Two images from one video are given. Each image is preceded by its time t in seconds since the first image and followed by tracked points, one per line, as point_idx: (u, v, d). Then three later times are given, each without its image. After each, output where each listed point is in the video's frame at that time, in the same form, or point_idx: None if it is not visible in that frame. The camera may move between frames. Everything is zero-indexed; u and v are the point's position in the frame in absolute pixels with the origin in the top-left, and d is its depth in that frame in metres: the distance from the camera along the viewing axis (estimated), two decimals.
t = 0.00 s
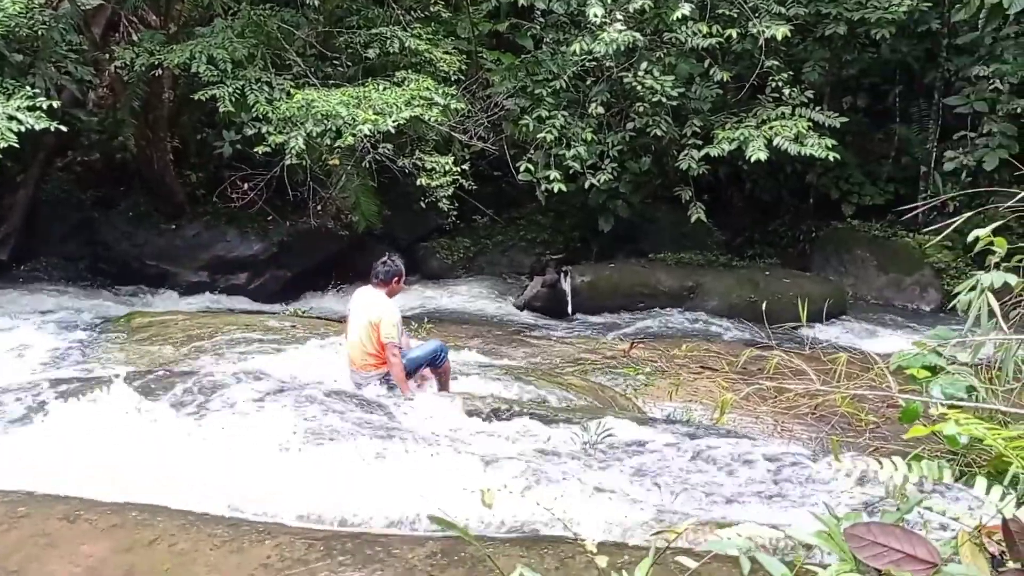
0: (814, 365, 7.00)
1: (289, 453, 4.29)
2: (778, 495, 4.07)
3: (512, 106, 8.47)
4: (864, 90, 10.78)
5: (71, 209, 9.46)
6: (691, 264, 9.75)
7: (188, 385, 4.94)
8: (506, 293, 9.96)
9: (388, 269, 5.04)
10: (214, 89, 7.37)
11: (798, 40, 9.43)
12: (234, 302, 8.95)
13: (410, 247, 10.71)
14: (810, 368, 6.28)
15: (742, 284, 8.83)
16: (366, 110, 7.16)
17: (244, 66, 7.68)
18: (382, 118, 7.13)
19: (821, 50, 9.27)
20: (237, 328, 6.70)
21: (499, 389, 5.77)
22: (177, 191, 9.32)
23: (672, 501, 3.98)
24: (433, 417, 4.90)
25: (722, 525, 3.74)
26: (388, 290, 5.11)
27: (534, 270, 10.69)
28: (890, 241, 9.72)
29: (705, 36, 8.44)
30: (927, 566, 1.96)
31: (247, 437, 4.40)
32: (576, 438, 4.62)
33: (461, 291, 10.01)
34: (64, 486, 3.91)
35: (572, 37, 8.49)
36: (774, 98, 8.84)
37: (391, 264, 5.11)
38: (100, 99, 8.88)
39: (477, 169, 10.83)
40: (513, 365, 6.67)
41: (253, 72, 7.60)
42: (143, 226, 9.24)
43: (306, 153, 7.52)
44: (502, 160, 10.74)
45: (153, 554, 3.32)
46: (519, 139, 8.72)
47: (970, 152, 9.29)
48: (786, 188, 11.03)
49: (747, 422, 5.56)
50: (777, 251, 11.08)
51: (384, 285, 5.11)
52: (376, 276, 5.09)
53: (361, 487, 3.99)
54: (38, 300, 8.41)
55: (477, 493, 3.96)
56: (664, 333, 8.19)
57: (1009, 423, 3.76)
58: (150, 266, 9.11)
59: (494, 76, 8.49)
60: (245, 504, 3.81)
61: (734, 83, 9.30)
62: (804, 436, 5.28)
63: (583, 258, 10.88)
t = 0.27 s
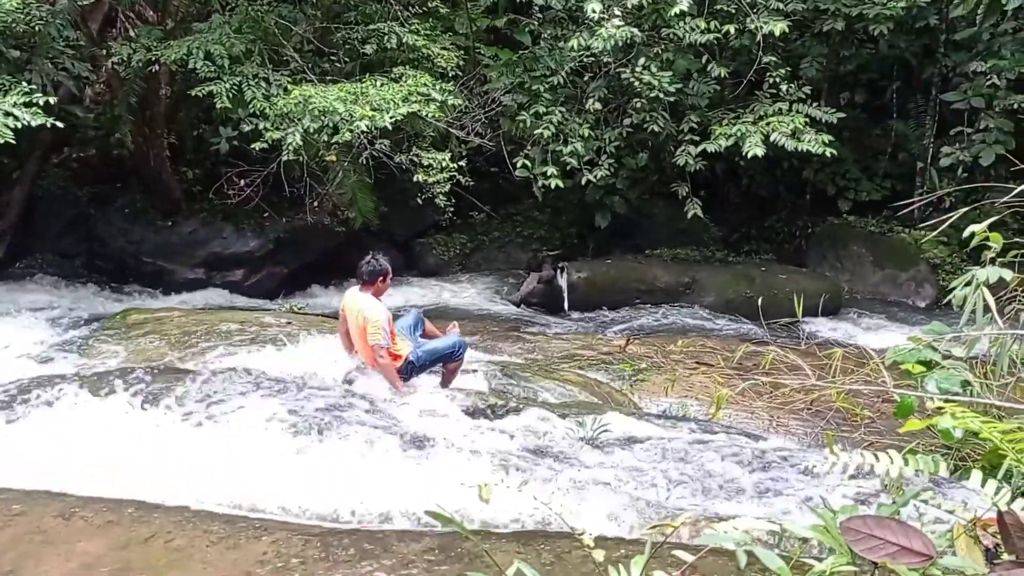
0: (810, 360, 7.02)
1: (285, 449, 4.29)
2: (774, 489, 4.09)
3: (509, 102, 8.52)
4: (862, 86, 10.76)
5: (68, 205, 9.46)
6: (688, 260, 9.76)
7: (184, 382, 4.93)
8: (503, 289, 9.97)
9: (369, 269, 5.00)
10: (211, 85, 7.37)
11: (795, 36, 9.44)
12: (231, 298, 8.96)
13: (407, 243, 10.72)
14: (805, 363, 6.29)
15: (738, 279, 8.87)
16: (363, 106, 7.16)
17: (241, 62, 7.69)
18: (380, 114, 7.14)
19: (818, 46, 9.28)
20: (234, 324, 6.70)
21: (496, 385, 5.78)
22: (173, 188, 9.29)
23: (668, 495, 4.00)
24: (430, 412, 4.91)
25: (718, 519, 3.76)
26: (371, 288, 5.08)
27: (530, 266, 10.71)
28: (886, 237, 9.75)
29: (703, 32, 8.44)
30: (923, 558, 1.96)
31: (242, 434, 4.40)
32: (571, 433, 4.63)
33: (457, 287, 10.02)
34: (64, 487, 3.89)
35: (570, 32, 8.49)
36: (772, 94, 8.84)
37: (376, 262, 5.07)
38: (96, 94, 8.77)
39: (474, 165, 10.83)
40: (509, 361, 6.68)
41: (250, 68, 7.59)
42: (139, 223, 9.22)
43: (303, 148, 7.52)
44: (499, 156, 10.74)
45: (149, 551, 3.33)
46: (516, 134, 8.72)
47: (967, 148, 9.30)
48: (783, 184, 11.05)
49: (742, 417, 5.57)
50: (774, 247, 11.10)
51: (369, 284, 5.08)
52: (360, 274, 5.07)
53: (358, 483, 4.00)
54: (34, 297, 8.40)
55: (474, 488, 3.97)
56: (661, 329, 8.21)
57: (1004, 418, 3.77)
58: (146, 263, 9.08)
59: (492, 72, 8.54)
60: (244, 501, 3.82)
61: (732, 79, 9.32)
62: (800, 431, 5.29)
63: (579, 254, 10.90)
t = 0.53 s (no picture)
0: (809, 353, 7.04)
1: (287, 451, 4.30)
2: (778, 482, 4.10)
3: (501, 101, 8.46)
4: (852, 79, 10.81)
5: (62, 213, 9.44)
6: (684, 256, 9.78)
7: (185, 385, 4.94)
8: (500, 288, 9.97)
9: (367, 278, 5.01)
10: (202, 89, 7.35)
11: (785, 30, 9.46)
12: (228, 303, 8.95)
13: (402, 244, 10.74)
14: (804, 356, 6.31)
15: (735, 274, 8.89)
16: (356, 108, 7.16)
17: (233, 66, 7.68)
18: (373, 116, 7.13)
19: (808, 40, 9.31)
20: (232, 329, 6.69)
21: (497, 384, 5.78)
22: (167, 193, 9.25)
23: (673, 490, 4.02)
24: (432, 413, 4.90)
25: (723, 512, 3.77)
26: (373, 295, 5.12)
27: (526, 265, 10.72)
28: (881, 228, 9.78)
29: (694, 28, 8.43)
30: (929, 546, 1.99)
31: (244, 437, 4.41)
32: (574, 431, 4.63)
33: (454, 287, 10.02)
34: (62, 486, 3.94)
35: (561, 31, 8.50)
36: (763, 88, 8.88)
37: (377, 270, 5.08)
38: (88, 101, 8.84)
39: (468, 165, 10.83)
40: (509, 360, 6.68)
41: (241, 72, 7.59)
42: (134, 229, 9.18)
43: (297, 152, 7.51)
44: (493, 156, 10.74)
45: (157, 555, 3.33)
46: (509, 133, 8.71)
47: (959, 138, 9.34)
48: (776, 177, 11.09)
49: (743, 411, 5.58)
50: (769, 241, 11.12)
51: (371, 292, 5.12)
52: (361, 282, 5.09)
53: (363, 484, 4.00)
54: (30, 305, 8.39)
55: (480, 486, 3.97)
56: (659, 325, 8.22)
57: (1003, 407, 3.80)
58: (142, 269, 9.06)
59: (483, 72, 8.54)
60: (248, 504, 3.82)
61: (723, 74, 9.34)
62: (800, 424, 5.30)
63: (575, 252, 10.91)
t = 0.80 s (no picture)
0: (805, 344, 7.06)
1: (287, 452, 4.30)
2: (778, 473, 4.11)
3: (494, 98, 8.46)
4: (844, 69, 10.75)
5: (56, 218, 9.43)
6: (679, 249, 9.79)
7: (184, 387, 4.94)
8: (496, 285, 9.98)
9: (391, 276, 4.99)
10: (194, 91, 7.34)
11: (776, 21, 9.47)
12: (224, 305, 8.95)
13: (400, 244, 10.71)
14: (801, 347, 6.32)
15: (731, 266, 8.90)
16: (349, 107, 7.16)
17: (224, 68, 7.66)
18: (366, 115, 7.13)
19: (799, 31, 9.30)
20: (229, 331, 6.69)
21: (495, 381, 5.78)
22: (161, 197, 9.23)
23: (674, 483, 4.03)
24: (432, 412, 4.90)
25: (724, 505, 3.78)
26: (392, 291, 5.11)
27: (522, 261, 10.74)
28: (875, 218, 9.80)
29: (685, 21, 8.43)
30: (930, 534, 2.00)
31: (243, 438, 4.41)
32: (574, 426, 4.63)
33: (450, 285, 10.03)
34: (63, 486, 3.98)
35: (552, 26, 8.50)
36: (755, 79, 8.91)
37: (399, 263, 5.07)
38: (79, 106, 8.67)
39: (461, 162, 10.83)
40: (507, 356, 6.68)
41: (233, 74, 7.58)
42: (129, 233, 9.17)
43: (290, 153, 7.50)
44: (486, 152, 10.74)
45: (160, 559, 3.33)
46: (502, 130, 8.70)
47: (952, 126, 9.36)
48: (769, 169, 11.11)
49: (741, 403, 5.59)
50: (764, 232, 11.14)
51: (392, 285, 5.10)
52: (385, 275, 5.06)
53: (363, 484, 4.00)
54: (26, 310, 8.38)
55: (482, 483, 3.98)
56: (656, 318, 8.23)
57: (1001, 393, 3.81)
58: (138, 273, 9.05)
59: (475, 69, 8.44)
60: (248, 504, 3.83)
61: (715, 67, 9.35)
62: (799, 415, 5.32)
63: (571, 248, 10.92)
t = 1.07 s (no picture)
0: (801, 338, 7.07)
1: (283, 450, 4.29)
2: (773, 467, 4.12)
3: (488, 94, 8.42)
4: (838, 62, 10.70)
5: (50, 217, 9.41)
6: (675, 243, 9.79)
7: (181, 385, 4.92)
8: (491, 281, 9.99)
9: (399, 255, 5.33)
10: (188, 89, 7.33)
11: (770, 15, 9.46)
12: (219, 303, 8.94)
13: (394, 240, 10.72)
14: (796, 341, 6.33)
15: (726, 260, 8.90)
16: (343, 104, 7.14)
17: (218, 65, 7.64)
18: (360, 111, 7.12)
19: (793, 25, 9.29)
20: (225, 329, 6.69)
21: (490, 377, 5.79)
22: (156, 194, 9.27)
23: (669, 478, 4.04)
24: (428, 408, 4.91)
25: (719, 500, 3.79)
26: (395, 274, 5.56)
27: (517, 257, 10.75)
28: (870, 211, 9.81)
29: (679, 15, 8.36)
30: (922, 528, 2.02)
31: (239, 436, 4.41)
32: (569, 422, 4.64)
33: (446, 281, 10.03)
34: (63, 487, 3.98)
35: (546, 21, 8.50)
36: (750, 74, 8.86)
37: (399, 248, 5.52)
38: (72, 104, 8.67)
39: (456, 158, 10.82)
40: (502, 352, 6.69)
41: (226, 71, 7.56)
42: (123, 231, 9.15)
43: (284, 149, 7.50)
44: (481, 148, 10.74)
45: (156, 558, 3.33)
46: (497, 125, 8.68)
47: (946, 119, 9.37)
48: (764, 163, 11.12)
49: (737, 397, 5.60)
50: (759, 226, 11.15)
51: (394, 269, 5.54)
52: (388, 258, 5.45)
53: (358, 482, 4.00)
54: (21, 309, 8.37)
55: (477, 480, 3.98)
56: (651, 313, 8.24)
57: (995, 387, 3.82)
58: (132, 271, 9.04)
59: (470, 64, 8.48)
60: (245, 503, 3.82)
61: (709, 61, 9.35)
62: (794, 409, 5.33)
63: (566, 243, 10.92)
